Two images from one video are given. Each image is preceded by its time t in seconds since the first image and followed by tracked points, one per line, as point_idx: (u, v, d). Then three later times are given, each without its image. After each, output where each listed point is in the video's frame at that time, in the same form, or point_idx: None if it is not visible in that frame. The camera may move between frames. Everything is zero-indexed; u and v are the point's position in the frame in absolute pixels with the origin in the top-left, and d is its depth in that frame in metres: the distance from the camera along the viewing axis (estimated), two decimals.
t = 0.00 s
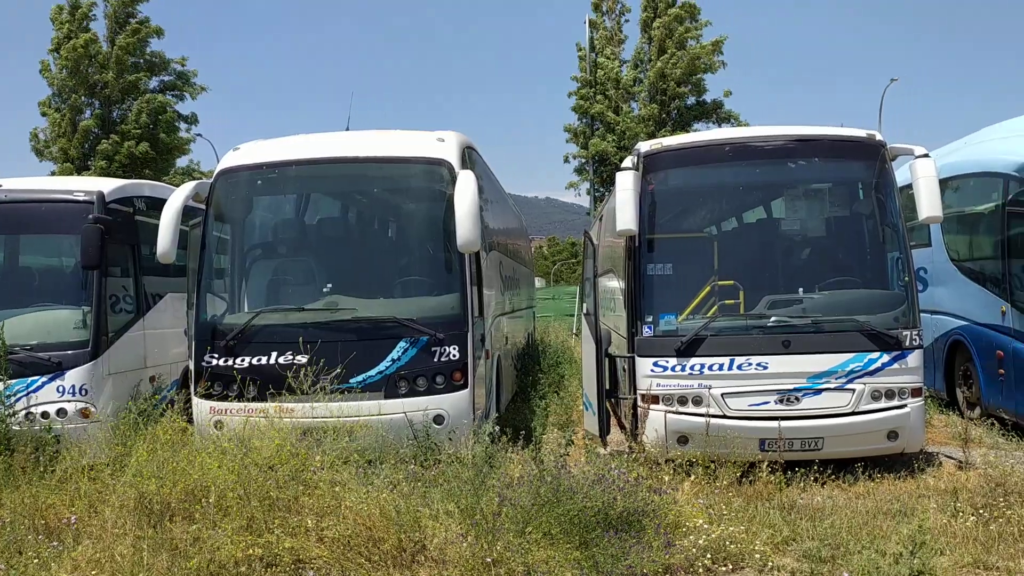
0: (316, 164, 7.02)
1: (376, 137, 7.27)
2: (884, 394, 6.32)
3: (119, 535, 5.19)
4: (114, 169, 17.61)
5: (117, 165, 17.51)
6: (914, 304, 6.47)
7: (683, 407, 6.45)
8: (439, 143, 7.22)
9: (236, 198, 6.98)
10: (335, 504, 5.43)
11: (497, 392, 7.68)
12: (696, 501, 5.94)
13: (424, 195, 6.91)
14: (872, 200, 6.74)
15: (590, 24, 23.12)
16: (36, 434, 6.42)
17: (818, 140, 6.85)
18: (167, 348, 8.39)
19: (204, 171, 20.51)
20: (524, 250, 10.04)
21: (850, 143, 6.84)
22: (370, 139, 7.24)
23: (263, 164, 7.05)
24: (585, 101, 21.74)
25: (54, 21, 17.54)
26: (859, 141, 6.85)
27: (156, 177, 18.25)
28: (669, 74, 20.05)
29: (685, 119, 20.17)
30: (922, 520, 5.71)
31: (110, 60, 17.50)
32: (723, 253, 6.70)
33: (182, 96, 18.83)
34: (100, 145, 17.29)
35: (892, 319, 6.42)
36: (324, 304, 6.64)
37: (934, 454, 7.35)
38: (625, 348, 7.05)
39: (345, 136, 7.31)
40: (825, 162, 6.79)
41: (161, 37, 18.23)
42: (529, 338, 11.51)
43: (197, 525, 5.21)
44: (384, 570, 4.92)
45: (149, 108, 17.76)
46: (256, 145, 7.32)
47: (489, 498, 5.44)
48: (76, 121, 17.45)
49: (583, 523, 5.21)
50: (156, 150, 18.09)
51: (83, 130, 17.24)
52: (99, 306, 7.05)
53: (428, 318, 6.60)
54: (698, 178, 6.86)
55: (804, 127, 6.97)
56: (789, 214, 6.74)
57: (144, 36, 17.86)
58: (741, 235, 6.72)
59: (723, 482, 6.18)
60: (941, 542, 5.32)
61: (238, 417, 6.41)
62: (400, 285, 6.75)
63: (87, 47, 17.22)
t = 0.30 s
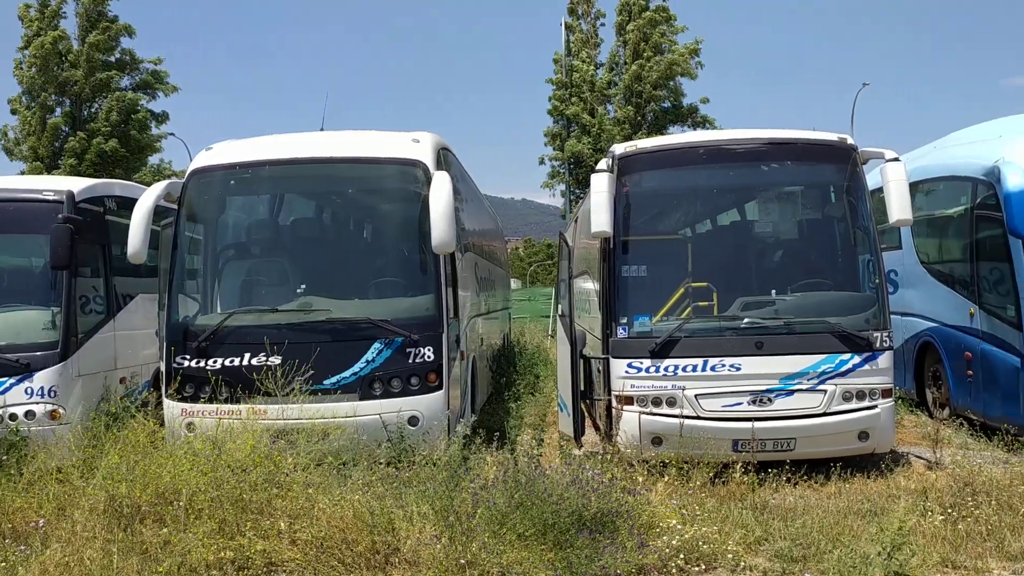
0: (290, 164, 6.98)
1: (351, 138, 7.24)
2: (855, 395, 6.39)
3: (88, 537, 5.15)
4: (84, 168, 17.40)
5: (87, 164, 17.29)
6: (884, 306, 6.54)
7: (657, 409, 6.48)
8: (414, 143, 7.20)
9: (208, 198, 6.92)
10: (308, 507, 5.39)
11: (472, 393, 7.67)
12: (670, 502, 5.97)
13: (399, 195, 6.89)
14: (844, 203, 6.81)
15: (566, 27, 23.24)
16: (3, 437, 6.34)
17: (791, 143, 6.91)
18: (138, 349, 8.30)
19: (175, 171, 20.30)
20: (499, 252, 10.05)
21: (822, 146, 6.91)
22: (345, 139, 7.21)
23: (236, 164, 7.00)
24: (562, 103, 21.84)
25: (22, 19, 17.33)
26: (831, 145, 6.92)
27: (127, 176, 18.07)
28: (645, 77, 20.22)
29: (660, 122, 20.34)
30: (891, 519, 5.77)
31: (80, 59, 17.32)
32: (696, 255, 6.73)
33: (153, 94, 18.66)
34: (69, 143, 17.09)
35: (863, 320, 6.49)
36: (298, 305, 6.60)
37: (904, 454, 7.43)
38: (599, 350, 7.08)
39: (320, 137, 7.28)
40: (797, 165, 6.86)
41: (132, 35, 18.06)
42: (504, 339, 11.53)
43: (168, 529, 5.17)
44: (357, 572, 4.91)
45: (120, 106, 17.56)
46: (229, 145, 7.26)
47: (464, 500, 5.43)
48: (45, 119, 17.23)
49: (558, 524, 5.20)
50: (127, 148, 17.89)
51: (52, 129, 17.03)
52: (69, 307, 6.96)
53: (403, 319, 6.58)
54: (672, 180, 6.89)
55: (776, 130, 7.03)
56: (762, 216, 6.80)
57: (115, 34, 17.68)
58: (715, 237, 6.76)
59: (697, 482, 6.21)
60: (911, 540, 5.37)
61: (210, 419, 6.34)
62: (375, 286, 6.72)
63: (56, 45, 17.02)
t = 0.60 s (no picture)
0: (263, 164, 6.93)
1: (324, 137, 7.20)
2: (826, 394, 6.45)
3: (54, 540, 5.09)
4: (52, 166, 17.17)
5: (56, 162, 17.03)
6: (854, 306, 6.61)
7: (631, 409, 6.50)
8: (388, 143, 7.18)
9: (179, 198, 6.85)
10: (278, 508, 5.28)
11: (446, 394, 7.66)
12: (642, 502, 5.98)
13: (373, 195, 6.87)
14: (815, 205, 6.87)
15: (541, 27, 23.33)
16: None
17: (763, 145, 6.96)
18: (107, 350, 8.20)
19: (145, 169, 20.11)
20: (474, 252, 10.05)
21: (794, 148, 6.97)
22: (318, 139, 7.17)
23: (207, 163, 6.94)
24: (537, 104, 21.91)
25: None
26: (802, 147, 6.98)
27: (98, 174, 17.87)
28: (620, 78, 20.35)
29: (635, 123, 20.47)
30: (861, 518, 5.82)
31: (49, 55, 17.13)
32: (670, 256, 6.77)
33: (123, 91, 18.47)
34: (36, 140, 16.87)
35: (834, 321, 6.55)
36: (270, 305, 6.55)
37: (874, 453, 7.51)
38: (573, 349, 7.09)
39: (293, 136, 7.23)
40: (769, 166, 6.91)
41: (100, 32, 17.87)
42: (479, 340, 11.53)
43: (137, 532, 5.06)
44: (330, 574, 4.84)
45: (89, 103, 17.38)
46: (200, 144, 7.20)
47: (437, 499, 5.42)
48: (12, 116, 17.00)
49: (531, 525, 5.21)
50: (97, 145, 17.68)
51: (18, 125, 16.82)
52: (36, 307, 6.86)
53: (376, 319, 6.55)
54: (646, 181, 6.92)
55: (749, 132, 7.08)
56: (734, 217, 6.84)
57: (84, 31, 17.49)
58: (688, 238, 6.80)
59: (670, 482, 6.24)
60: (879, 539, 5.43)
61: (180, 420, 6.28)
62: (349, 286, 6.69)
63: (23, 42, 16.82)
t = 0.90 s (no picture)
0: (235, 164, 6.88)
1: (297, 137, 7.16)
2: (796, 395, 6.51)
3: (20, 546, 5.04)
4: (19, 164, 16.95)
5: (23, 160, 16.85)
6: (825, 308, 6.68)
7: (604, 410, 6.52)
8: (362, 144, 7.16)
9: (149, 197, 6.78)
10: (248, 512, 5.16)
11: (420, 395, 7.65)
12: (615, 503, 5.99)
13: (346, 196, 6.84)
14: (787, 207, 6.94)
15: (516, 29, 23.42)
16: None
17: (736, 148, 7.02)
18: (75, 351, 8.09)
19: (114, 168, 19.90)
20: (449, 254, 10.06)
21: (765, 151, 7.03)
22: (291, 139, 7.13)
23: (178, 163, 6.87)
24: (512, 105, 21.99)
25: None
26: (774, 150, 7.05)
27: (66, 173, 17.67)
28: (594, 80, 20.52)
29: (609, 125, 20.63)
30: (831, 518, 5.87)
31: (15, 53, 16.91)
32: (643, 257, 6.80)
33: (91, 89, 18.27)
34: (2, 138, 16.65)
35: (804, 323, 6.61)
36: (242, 306, 6.50)
37: (844, 453, 7.59)
38: (547, 351, 7.11)
39: (266, 136, 7.18)
40: (741, 169, 6.97)
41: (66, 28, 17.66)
42: (453, 341, 11.54)
43: (104, 536, 5.00)
44: None
45: (55, 100, 17.18)
46: (171, 143, 7.13)
47: (410, 501, 5.39)
48: None
49: (502, 526, 5.23)
50: (65, 142, 17.47)
51: None
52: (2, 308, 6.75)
53: (350, 321, 6.52)
54: (619, 183, 6.94)
55: (721, 135, 7.13)
56: (707, 219, 6.89)
57: (50, 28, 17.27)
58: (661, 240, 6.83)
59: (642, 483, 6.27)
60: (848, 539, 5.47)
61: (149, 423, 6.21)
62: (322, 287, 6.65)
63: None
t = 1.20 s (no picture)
0: (209, 165, 6.83)
1: (273, 138, 7.12)
2: (771, 397, 6.56)
3: None
4: None
5: None
6: (799, 311, 6.73)
7: (580, 412, 6.54)
8: (338, 145, 7.14)
9: (122, 198, 6.71)
10: (222, 516, 5.11)
11: (396, 397, 7.63)
12: (591, 505, 5.99)
13: (323, 197, 6.82)
14: (762, 210, 6.99)
15: (494, 31, 23.49)
16: None
17: (711, 151, 7.07)
18: (46, 353, 8.00)
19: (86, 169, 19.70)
20: (426, 256, 10.05)
21: (740, 154, 7.09)
22: (267, 140, 7.10)
23: (152, 163, 6.82)
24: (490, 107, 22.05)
25: None
26: (749, 153, 7.10)
27: (37, 173, 17.47)
28: (571, 84, 20.68)
29: (586, 128, 20.78)
30: (805, 518, 5.91)
31: None
32: (619, 260, 6.82)
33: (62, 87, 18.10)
34: None
35: (779, 325, 6.66)
36: (216, 308, 6.45)
37: (818, 455, 7.66)
38: (523, 353, 7.12)
39: (241, 136, 7.14)
40: (716, 172, 7.02)
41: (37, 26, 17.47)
42: (431, 343, 11.54)
43: (77, 539, 4.96)
44: None
45: (25, 99, 16.99)
46: (145, 143, 7.07)
47: (386, 503, 5.35)
48: None
49: (478, 529, 5.20)
50: (36, 142, 17.28)
51: None
52: None
53: (326, 323, 6.49)
54: (595, 186, 6.96)
55: (697, 138, 7.18)
56: (683, 222, 6.92)
57: (20, 26, 17.08)
58: (637, 243, 6.86)
59: (618, 484, 6.28)
60: (822, 539, 5.51)
61: (121, 426, 6.14)
62: (297, 289, 6.62)
63: None
